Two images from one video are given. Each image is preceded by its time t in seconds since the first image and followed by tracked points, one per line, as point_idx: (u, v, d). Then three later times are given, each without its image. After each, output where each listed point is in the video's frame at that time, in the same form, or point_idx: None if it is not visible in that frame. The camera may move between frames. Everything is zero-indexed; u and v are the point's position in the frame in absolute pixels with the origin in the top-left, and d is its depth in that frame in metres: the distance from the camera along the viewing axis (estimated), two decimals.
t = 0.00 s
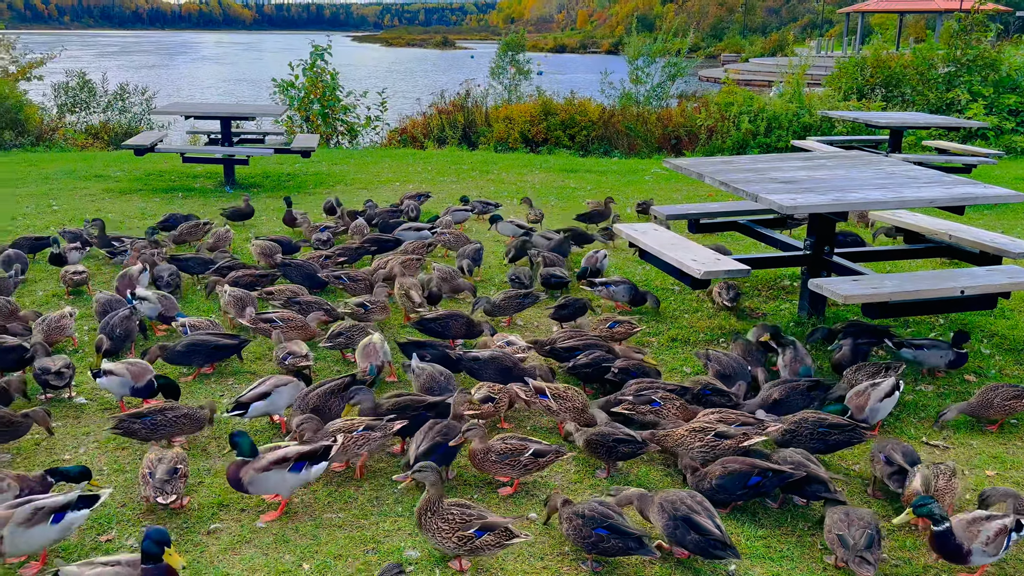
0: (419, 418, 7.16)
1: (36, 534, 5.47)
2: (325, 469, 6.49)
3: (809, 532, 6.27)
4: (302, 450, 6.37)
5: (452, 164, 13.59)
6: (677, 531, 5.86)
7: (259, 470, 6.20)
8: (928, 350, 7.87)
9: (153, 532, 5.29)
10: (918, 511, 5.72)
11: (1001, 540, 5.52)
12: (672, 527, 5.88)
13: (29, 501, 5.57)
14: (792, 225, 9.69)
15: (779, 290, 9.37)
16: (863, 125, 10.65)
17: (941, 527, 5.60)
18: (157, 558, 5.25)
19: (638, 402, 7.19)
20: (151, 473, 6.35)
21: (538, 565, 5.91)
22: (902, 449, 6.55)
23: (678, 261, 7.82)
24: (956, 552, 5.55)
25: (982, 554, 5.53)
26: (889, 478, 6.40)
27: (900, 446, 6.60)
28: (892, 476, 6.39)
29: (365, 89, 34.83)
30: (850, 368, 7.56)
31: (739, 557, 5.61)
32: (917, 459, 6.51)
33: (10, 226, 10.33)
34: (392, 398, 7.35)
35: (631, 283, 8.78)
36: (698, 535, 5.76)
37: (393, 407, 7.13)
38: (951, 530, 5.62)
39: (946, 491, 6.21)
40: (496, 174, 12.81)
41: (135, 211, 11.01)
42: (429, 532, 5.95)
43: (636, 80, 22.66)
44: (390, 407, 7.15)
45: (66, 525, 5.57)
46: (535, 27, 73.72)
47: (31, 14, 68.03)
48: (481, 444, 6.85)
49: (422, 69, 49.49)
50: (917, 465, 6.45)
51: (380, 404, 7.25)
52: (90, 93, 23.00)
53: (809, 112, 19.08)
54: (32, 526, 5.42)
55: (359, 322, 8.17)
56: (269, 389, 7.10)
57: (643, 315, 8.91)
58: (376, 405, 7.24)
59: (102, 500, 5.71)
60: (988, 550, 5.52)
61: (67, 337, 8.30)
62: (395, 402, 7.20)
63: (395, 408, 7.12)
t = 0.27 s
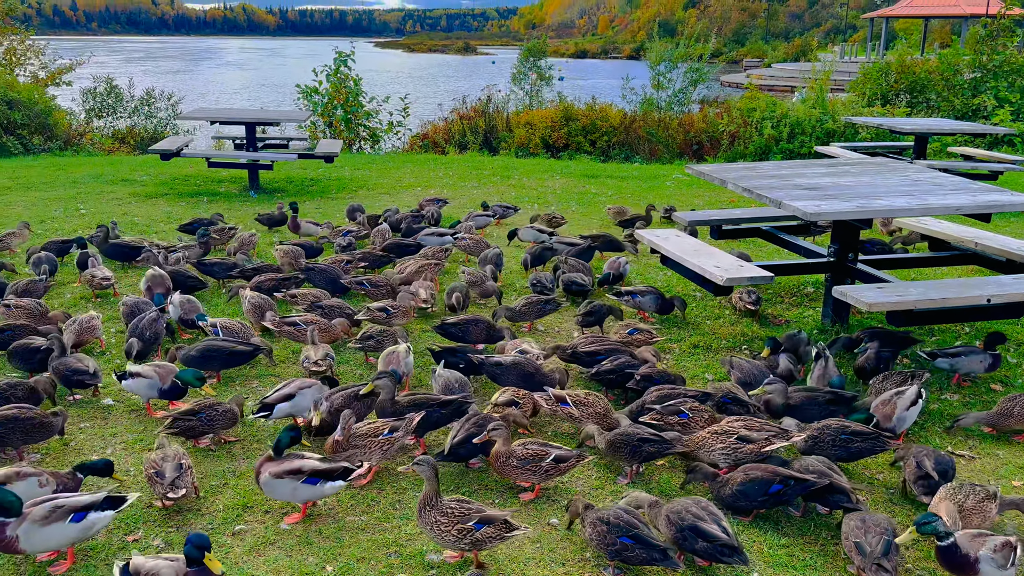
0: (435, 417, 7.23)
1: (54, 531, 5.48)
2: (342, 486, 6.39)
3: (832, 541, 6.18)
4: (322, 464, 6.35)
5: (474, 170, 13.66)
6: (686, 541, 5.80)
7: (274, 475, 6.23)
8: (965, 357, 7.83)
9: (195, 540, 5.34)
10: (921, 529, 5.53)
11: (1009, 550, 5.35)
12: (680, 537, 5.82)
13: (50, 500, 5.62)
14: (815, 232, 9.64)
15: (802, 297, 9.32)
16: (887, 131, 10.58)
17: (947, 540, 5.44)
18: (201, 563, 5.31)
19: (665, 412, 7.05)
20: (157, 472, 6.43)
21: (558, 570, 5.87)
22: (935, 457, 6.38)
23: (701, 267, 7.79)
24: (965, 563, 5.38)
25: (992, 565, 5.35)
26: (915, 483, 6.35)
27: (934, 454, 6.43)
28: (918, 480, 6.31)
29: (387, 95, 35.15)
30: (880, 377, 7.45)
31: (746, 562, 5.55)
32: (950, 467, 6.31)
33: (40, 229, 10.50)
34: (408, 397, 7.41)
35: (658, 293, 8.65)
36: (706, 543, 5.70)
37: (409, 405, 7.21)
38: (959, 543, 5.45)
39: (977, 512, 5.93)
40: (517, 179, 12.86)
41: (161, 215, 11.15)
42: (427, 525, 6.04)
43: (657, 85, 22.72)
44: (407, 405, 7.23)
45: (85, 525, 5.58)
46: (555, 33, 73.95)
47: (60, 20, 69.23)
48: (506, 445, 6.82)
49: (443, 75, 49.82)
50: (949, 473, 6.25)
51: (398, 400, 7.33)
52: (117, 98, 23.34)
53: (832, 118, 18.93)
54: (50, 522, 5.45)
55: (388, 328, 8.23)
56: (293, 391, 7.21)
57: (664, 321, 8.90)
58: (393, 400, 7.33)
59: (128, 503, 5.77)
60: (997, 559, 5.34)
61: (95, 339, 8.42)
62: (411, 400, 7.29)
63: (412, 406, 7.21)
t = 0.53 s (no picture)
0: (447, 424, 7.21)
1: (64, 532, 5.54)
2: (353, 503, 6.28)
3: (856, 555, 6.05)
4: (341, 475, 6.35)
5: (494, 178, 13.74)
6: (707, 555, 5.71)
7: (297, 473, 6.32)
8: (1008, 375, 7.58)
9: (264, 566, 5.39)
10: (940, 563, 5.34)
11: None
12: (700, 552, 5.73)
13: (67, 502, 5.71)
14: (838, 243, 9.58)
15: (825, 308, 9.25)
16: (911, 141, 10.49)
17: None
18: None
19: (686, 422, 6.99)
20: (186, 461, 6.66)
21: None
22: (950, 465, 6.29)
23: (722, 277, 7.74)
24: None
25: None
26: (932, 493, 6.25)
27: (949, 462, 6.34)
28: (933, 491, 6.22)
29: (408, 104, 35.45)
30: (906, 391, 7.38)
31: None
32: (967, 475, 6.22)
33: (68, 235, 10.68)
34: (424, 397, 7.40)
35: (684, 302, 8.68)
36: (727, 556, 5.62)
37: (422, 407, 7.24)
38: None
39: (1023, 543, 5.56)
40: (538, 188, 12.90)
41: (186, 222, 11.29)
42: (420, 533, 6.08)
43: (679, 94, 22.77)
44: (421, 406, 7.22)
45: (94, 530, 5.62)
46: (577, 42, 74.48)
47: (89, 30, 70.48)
48: (529, 448, 6.76)
49: (464, 84, 50.17)
50: (966, 482, 6.17)
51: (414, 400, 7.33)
52: (143, 106, 23.72)
53: (856, 127, 18.70)
54: (59, 525, 5.51)
55: (417, 336, 8.32)
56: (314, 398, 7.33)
57: (685, 330, 8.86)
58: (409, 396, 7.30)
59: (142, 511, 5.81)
60: None
61: (120, 344, 8.53)
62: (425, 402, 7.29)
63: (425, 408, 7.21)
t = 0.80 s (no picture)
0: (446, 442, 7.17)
1: (63, 558, 5.49)
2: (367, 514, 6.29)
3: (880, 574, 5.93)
4: (358, 486, 6.34)
5: (514, 189, 13.81)
6: (727, 568, 5.67)
7: (318, 480, 6.36)
8: None
9: None
10: None
11: None
12: (720, 565, 5.68)
13: (70, 524, 5.66)
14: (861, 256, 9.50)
15: (847, 322, 9.18)
16: (936, 154, 10.40)
17: None
18: None
19: (710, 435, 6.97)
20: (191, 463, 6.85)
21: None
22: (971, 485, 6.19)
23: (744, 290, 7.70)
24: None
25: None
26: (955, 515, 6.15)
27: (972, 481, 6.24)
28: (956, 513, 6.13)
29: (429, 114, 35.74)
30: (930, 408, 7.26)
31: None
32: (990, 495, 6.11)
33: (95, 242, 10.86)
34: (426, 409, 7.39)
35: (712, 315, 8.66)
36: (748, 570, 5.56)
37: (422, 424, 7.20)
38: None
39: None
40: (558, 199, 12.94)
41: (210, 231, 11.44)
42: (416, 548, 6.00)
43: (699, 105, 22.77)
44: (420, 422, 7.20)
45: (96, 552, 5.60)
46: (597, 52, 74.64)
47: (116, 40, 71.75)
48: (549, 456, 6.72)
49: (485, 95, 50.51)
50: (987, 502, 6.06)
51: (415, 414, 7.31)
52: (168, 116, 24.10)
53: (879, 139, 18.48)
54: (59, 550, 5.47)
55: (436, 344, 8.34)
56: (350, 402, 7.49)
57: (705, 343, 8.82)
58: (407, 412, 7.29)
59: (147, 532, 5.81)
60: None
61: (145, 352, 8.64)
62: (426, 417, 7.22)
63: (423, 424, 7.18)
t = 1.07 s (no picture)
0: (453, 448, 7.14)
1: (73, 561, 5.58)
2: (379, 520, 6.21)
3: None
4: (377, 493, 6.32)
5: (534, 199, 13.88)
6: None
7: (339, 487, 6.39)
8: None
9: None
10: None
11: None
12: None
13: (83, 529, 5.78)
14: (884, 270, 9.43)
15: (870, 336, 9.12)
16: (960, 168, 10.33)
17: None
18: None
19: (728, 448, 6.93)
20: (213, 468, 6.90)
21: None
22: (1001, 505, 6.11)
23: (767, 303, 7.65)
24: None
25: None
26: (983, 535, 6.07)
27: (1001, 501, 6.15)
28: (984, 532, 6.05)
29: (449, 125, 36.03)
30: (954, 424, 7.15)
31: None
32: (1020, 515, 6.03)
33: (122, 250, 11.01)
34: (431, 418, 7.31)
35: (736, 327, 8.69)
36: None
37: (428, 431, 7.12)
38: None
39: None
40: (577, 209, 13.00)
41: (234, 239, 11.56)
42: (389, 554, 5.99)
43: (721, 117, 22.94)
44: (427, 432, 7.12)
45: (106, 556, 5.68)
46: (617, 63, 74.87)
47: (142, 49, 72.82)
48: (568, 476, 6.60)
49: (504, 106, 50.85)
50: (1017, 522, 5.99)
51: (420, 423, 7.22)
52: (192, 125, 24.41)
53: (902, 152, 18.49)
54: (70, 552, 5.57)
55: (454, 351, 8.36)
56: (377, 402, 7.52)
57: (726, 356, 8.78)
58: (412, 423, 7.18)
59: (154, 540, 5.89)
60: None
61: (169, 359, 8.73)
62: (432, 425, 7.18)
63: (430, 433, 7.10)
